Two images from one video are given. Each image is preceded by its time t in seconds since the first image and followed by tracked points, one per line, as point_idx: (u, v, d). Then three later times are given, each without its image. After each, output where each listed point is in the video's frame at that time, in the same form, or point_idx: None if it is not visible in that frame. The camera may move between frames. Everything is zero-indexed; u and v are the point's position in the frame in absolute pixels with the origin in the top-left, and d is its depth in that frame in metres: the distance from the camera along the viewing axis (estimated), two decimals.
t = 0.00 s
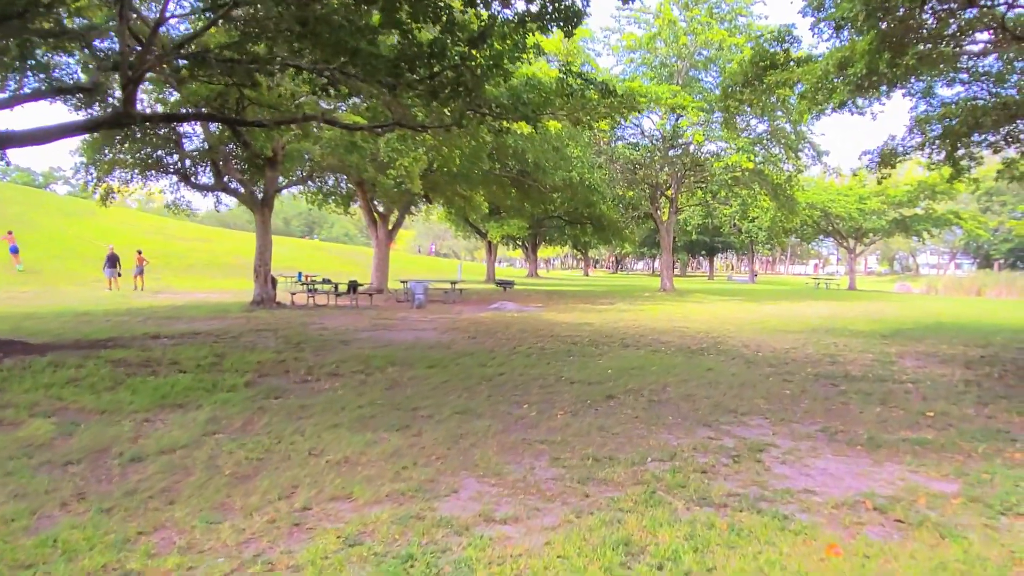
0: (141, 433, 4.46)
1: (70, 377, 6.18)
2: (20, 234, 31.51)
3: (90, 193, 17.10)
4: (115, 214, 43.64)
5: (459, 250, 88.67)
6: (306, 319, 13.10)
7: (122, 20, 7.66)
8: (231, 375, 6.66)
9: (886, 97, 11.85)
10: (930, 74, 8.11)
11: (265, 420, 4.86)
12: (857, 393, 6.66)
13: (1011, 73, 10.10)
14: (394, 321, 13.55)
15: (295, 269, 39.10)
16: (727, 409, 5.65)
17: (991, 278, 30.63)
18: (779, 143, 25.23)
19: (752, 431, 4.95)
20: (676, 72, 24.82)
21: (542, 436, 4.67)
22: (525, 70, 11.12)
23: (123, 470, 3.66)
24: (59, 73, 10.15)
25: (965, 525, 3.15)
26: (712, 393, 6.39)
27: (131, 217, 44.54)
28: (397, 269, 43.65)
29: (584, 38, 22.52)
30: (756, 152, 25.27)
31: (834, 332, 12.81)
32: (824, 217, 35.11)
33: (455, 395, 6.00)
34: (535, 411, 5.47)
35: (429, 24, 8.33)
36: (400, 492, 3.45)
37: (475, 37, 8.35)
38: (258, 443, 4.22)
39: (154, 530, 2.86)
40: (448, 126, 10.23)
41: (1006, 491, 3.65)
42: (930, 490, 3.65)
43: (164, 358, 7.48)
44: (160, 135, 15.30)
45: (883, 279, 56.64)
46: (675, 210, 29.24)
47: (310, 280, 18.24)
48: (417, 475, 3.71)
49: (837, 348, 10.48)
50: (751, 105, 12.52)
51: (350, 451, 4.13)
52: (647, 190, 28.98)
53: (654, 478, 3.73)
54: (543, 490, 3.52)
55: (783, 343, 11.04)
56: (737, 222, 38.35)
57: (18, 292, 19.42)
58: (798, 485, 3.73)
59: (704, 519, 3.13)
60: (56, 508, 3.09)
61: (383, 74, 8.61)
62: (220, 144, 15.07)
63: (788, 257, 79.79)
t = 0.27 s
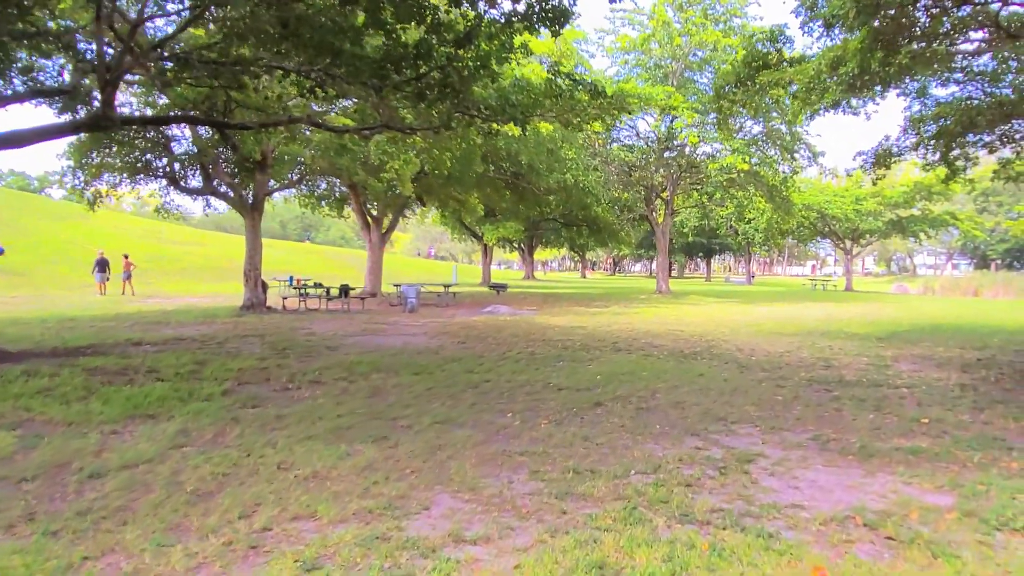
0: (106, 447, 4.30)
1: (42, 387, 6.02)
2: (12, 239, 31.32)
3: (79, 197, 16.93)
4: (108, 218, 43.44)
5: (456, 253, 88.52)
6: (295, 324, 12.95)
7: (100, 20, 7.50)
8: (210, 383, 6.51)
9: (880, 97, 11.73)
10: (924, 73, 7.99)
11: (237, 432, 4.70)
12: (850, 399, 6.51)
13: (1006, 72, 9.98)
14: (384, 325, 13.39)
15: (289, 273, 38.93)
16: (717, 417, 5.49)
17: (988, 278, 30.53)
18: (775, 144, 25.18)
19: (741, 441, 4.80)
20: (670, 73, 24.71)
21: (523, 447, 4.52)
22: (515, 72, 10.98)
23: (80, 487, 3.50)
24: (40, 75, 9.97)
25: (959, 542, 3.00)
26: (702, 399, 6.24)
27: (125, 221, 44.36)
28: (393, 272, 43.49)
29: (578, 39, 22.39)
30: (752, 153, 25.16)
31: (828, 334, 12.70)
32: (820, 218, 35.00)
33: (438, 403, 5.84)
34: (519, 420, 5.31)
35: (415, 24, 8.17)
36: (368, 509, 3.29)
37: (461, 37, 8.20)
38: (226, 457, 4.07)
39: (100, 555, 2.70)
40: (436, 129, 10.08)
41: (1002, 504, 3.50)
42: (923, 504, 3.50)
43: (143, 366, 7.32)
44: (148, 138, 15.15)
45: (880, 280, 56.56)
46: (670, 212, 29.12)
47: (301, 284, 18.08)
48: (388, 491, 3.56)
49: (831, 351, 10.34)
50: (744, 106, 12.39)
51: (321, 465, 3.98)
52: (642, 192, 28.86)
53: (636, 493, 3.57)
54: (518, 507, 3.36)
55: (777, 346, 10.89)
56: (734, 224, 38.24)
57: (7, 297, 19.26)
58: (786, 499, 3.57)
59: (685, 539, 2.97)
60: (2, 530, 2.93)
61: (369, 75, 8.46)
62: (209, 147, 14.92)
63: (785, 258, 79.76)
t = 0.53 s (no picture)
0: (68, 453, 4.15)
1: (12, 391, 5.86)
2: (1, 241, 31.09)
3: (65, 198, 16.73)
4: (100, 220, 43.16)
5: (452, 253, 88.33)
6: (282, 325, 12.81)
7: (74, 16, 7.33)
8: (186, 386, 6.36)
9: (872, 92, 11.63)
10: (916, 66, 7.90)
11: (207, 437, 4.56)
12: (841, 398, 6.38)
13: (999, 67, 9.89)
14: (373, 326, 13.24)
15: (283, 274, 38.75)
16: (703, 418, 5.36)
17: (983, 275, 30.48)
18: (769, 142, 25.08)
19: (727, 442, 4.67)
20: (663, 71, 24.60)
21: (501, 450, 4.38)
22: (501, 68, 10.84)
23: (34, 496, 3.36)
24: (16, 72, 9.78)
25: (946, 548, 2.87)
26: (689, 399, 6.11)
27: (117, 223, 44.10)
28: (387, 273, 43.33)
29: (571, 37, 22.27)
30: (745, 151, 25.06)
31: (821, 333, 12.58)
32: (815, 216, 34.93)
33: (417, 406, 5.70)
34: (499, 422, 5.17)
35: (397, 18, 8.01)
36: (332, 518, 3.15)
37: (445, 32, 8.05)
38: (191, 463, 3.92)
39: (42, 571, 2.56)
40: (422, 126, 9.93)
41: (993, 507, 3.37)
42: (911, 508, 3.37)
43: (120, 369, 7.16)
44: (135, 138, 14.98)
45: (876, 278, 56.55)
46: (664, 210, 29.01)
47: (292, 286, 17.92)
48: (355, 498, 3.41)
49: (823, 349, 10.23)
50: (737, 103, 12.27)
51: (290, 470, 3.84)
52: (636, 190, 28.75)
53: (613, 498, 3.44)
54: (489, 514, 3.23)
55: (769, 345, 10.77)
56: (728, 222, 38.15)
57: None
58: (768, 504, 3.44)
59: (660, 547, 2.84)
60: None
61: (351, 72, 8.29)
62: (196, 147, 14.75)
63: (781, 257, 79.75)
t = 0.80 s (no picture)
0: (30, 468, 3.99)
1: None
2: None
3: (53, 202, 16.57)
4: (94, 224, 42.98)
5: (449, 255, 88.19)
6: (271, 331, 12.66)
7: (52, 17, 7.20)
8: (164, 395, 6.21)
9: (866, 92, 11.54)
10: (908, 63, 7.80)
11: (177, 450, 4.41)
12: (833, 404, 6.24)
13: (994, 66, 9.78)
14: (363, 331, 13.09)
15: (277, 277, 38.57)
16: (691, 426, 5.23)
17: (980, 275, 30.40)
18: (764, 143, 24.99)
19: (714, 452, 4.53)
20: (657, 72, 24.52)
21: (480, 462, 4.24)
22: (490, 69, 10.73)
23: None
24: None
25: (938, 568, 2.74)
26: (679, 406, 5.97)
27: (111, 227, 43.91)
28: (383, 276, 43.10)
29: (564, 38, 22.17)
30: (741, 152, 24.97)
31: (817, 335, 12.45)
32: (811, 217, 34.87)
33: (399, 415, 5.56)
34: (481, 432, 5.03)
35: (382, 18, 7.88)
36: (296, 537, 3.01)
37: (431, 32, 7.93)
38: (157, 478, 3.78)
39: None
40: (410, 127, 9.79)
41: (988, 522, 3.23)
42: (902, 523, 3.24)
43: (98, 377, 7.01)
44: (124, 141, 14.84)
45: (873, 278, 56.49)
46: (660, 211, 28.93)
47: (283, 289, 17.77)
48: (323, 515, 3.27)
49: (817, 352, 10.11)
50: (730, 103, 12.16)
51: (258, 484, 3.69)
52: (631, 192, 28.66)
53: (591, 515, 3.29)
54: (461, 532, 3.10)
55: (763, 348, 10.66)
56: (725, 223, 38.07)
57: None
58: (753, 519, 3.30)
59: (636, 569, 2.70)
60: None
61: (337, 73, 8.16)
62: (185, 149, 14.61)
63: (778, 257, 79.72)
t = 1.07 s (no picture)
0: None
1: None
2: None
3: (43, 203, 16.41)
4: (88, 227, 42.76)
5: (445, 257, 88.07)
6: (261, 333, 12.51)
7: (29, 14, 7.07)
8: (143, 399, 6.06)
9: (861, 91, 11.43)
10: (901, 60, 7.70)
11: (149, 457, 4.27)
12: (828, 407, 6.11)
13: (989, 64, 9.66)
14: (354, 333, 12.96)
15: (272, 279, 38.40)
16: (680, 430, 5.09)
17: (977, 275, 30.34)
18: (760, 143, 24.89)
19: (703, 457, 4.40)
20: (653, 73, 24.42)
21: (461, 469, 4.10)
22: (480, 67, 10.59)
23: None
24: None
25: None
26: (669, 409, 5.84)
27: (105, 229, 43.69)
28: (378, 279, 42.93)
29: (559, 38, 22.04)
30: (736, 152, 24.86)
31: (812, 336, 12.33)
32: (808, 218, 34.78)
33: (382, 420, 5.41)
34: (465, 437, 4.89)
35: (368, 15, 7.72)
36: (260, 550, 2.87)
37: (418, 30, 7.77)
38: (124, 487, 3.64)
39: None
40: (399, 127, 9.64)
41: (984, 531, 3.10)
42: (895, 533, 3.11)
43: (78, 381, 6.87)
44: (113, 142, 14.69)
45: (870, 279, 56.43)
46: (655, 212, 28.83)
47: (275, 291, 17.63)
48: (291, 526, 3.13)
49: (812, 353, 9.99)
50: (725, 102, 12.04)
51: (227, 493, 3.55)
52: (627, 193, 28.57)
53: (572, 525, 3.16)
54: (434, 545, 2.96)
55: (758, 349, 10.54)
56: (721, 224, 37.98)
57: None
58: (741, 529, 3.17)
59: None
60: None
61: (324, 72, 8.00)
62: (175, 151, 14.45)
63: (775, 258, 79.70)
